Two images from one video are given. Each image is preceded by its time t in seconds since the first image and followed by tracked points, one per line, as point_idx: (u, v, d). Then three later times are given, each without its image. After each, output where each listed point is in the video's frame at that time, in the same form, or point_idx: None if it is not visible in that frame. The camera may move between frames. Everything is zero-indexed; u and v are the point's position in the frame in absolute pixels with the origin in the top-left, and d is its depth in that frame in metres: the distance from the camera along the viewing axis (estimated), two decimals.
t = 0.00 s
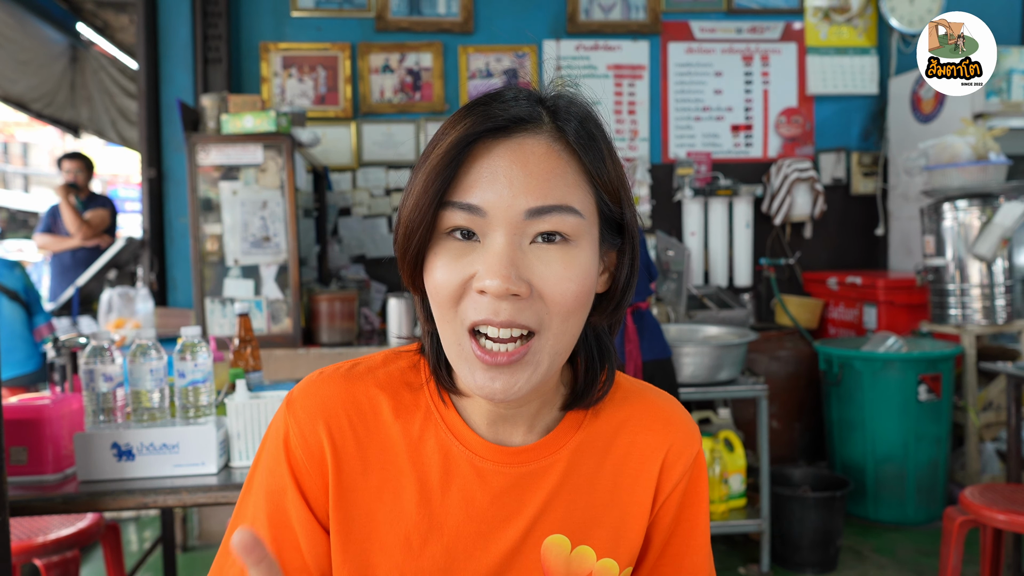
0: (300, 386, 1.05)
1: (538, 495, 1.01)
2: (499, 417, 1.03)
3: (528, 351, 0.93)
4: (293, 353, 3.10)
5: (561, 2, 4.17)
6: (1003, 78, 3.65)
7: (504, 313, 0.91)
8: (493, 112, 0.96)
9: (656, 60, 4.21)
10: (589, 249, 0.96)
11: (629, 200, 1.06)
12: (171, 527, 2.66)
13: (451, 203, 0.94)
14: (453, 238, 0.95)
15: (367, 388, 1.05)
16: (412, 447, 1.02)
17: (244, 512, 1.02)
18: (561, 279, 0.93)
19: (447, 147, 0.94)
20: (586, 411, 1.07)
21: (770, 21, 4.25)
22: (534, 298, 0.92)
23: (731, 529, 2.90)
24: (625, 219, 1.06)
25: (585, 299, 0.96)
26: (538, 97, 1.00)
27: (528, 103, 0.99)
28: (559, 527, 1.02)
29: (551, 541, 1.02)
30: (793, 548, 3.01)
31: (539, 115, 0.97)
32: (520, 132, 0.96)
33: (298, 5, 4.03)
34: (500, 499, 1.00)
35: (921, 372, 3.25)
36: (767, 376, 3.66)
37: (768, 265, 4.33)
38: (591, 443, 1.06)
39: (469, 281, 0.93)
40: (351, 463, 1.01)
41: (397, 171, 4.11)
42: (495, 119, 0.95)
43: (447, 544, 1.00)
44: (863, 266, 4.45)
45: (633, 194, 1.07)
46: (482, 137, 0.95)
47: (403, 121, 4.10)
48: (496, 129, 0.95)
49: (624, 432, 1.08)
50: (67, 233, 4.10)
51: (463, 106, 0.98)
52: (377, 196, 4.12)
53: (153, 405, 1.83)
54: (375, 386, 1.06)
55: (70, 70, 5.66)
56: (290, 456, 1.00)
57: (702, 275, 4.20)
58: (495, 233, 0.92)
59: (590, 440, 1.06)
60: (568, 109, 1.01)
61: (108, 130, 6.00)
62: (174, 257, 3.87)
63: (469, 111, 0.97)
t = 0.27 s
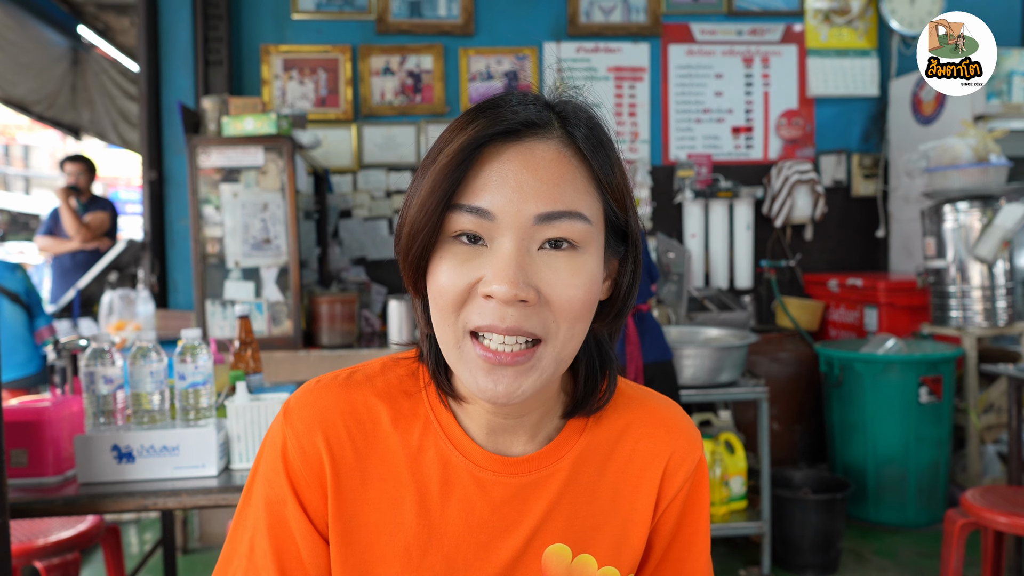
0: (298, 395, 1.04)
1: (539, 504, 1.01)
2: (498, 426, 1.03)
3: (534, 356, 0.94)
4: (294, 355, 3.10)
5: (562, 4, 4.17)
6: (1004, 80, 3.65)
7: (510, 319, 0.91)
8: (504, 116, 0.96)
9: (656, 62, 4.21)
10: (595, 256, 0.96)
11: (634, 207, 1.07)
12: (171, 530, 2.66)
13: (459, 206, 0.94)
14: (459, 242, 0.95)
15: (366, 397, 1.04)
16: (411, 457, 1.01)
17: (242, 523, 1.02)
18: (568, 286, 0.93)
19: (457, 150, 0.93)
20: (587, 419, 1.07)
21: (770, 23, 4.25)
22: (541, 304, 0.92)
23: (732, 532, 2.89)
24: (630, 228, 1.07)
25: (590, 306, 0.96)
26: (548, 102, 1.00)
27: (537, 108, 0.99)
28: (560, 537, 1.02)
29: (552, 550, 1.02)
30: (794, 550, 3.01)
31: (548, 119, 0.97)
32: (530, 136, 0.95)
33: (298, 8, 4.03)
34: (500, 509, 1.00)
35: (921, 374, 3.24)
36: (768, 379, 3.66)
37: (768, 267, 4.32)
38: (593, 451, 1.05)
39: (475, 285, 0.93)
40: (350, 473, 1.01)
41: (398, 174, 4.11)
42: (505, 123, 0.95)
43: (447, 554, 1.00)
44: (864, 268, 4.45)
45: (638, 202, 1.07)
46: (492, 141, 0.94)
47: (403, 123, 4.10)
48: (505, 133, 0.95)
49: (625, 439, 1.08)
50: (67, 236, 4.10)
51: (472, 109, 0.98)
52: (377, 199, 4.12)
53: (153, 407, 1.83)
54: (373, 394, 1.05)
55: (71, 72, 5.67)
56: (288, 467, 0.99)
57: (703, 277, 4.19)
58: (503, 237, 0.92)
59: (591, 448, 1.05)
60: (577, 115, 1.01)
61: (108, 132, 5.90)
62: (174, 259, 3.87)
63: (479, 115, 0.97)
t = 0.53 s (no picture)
0: (297, 394, 1.04)
1: (536, 501, 1.01)
2: (497, 423, 1.03)
3: (546, 346, 0.92)
4: (293, 357, 3.10)
5: (562, 6, 4.18)
6: (1003, 82, 3.64)
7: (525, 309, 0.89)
8: (521, 111, 0.96)
9: (657, 64, 4.22)
10: (603, 251, 0.97)
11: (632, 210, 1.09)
12: (170, 532, 2.65)
13: (475, 198, 0.93)
14: (472, 233, 0.94)
15: (363, 395, 1.04)
16: (409, 454, 1.01)
17: (237, 520, 1.02)
18: (580, 278, 0.93)
19: (477, 141, 0.93)
20: (584, 414, 1.07)
21: (770, 25, 4.26)
22: (554, 295, 0.92)
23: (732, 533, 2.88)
24: (630, 228, 1.08)
25: (597, 301, 0.97)
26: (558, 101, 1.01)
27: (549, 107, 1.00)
28: (558, 533, 1.02)
29: (550, 547, 1.02)
30: (795, 552, 3.01)
31: (562, 117, 0.98)
32: (545, 131, 0.96)
33: (299, 10, 4.04)
34: (498, 505, 1.00)
35: (922, 376, 3.24)
36: (768, 380, 3.65)
37: (768, 269, 4.32)
38: (590, 448, 1.05)
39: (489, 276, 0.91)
40: (348, 471, 1.01)
41: (398, 176, 4.11)
42: (523, 118, 0.95)
43: (445, 551, 1.00)
44: (864, 269, 4.45)
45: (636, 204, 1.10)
46: (511, 134, 0.94)
47: (403, 125, 4.10)
48: (523, 127, 0.95)
49: (623, 436, 1.08)
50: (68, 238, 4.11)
51: (487, 104, 0.98)
52: (378, 201, 4.12)
53: (154, 409, 1.83)
54: (372, 392, 1.05)
55: (72, 75, 5.68)
56: (284, 465, 0.99)
57: (703, 279, 4.20)
58: (518, 229, 0.92)
59: (589, 445, 1.05)
60: (585, 115, 1.02)
61: (110, 134, 5.93)
62: (174, 261, 3.87)
63: (495, 110, 0.97)
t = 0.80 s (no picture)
0: (298, 392, 1.04)
1: (534, 493, 1.01)
2: (496, 415, 1.03)
3: (559, 330, 0.92)
4: (294, 359, 3.10)
5: (563, 9, 4.18)
6: (1003, 85, 3.62)
7: (543, 293, 0.90)
8: (523, 104, 0.96)
9: (657, 67, 4.22)
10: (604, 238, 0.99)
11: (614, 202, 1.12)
12: (170, 534, 2.65)
13: (487, 188, 0.92)
14: (483, 223, 0.93)
15: (362, 392, 1.05)
16: (407, 449, 1.01)
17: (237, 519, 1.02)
18: (590, 263, 0.94)
19: (487, 132, 0.92)
20: (581, 407, 1.07)
21: (771, 28, 4.26)
22: (567, 280, 0.92)
23: (732, 536, 2.88)
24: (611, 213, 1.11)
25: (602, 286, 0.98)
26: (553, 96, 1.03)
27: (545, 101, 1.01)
28: (556, 526, 1.02)
29: (547, 540, 1.02)
30: (795, 554, 3.01)
31: (560, 110, 0.99)
32: (548, 122, 0.97)
33: (300, 12, 4.04)
34: (496, 498, 1.00)
35: (922, 379, 3.24)
36: (769, 382, 3.66)
37: (769, 271, 4.31)
38: (587, 441, 1.05)
39: (507, 263, 0.91)
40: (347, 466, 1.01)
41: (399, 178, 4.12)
42: (526, 110, 0.96)
43: (445, 544, 0.99)
44: (864, 272, 4.45)
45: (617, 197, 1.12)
46: (519, 125, 0.94)
47: (404, 127, 4.11)
48: (528, 119, 0.95)
49: (619, 429, 1.07)
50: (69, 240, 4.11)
51: (487, 98, 0.98)
52: (378, 203, 4.11)
53: (155, 411, 1.82)
54: (371, 389, 1.05)
55: (73, 76, 5.69)
56: (284, 461, 0.99)
57: (703, 281, 4.20)
58: (530, 216, 0.92)
59: (586, 438, 1.05)
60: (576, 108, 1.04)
61: (111, 136, 5.96)
62: (175, 263, 3.87)
63: (498, 104, 0.96)
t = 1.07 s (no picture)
0: (300, 395, 1.04)
1: (534, 489, 1.01)
2: (494, 413, 1.03)
3: (553, 340, 0.93)
4: (295, 361, 3.11)
5: (563, 11, 4.19)
6: (1004, 87, 3.65)
7: (533, 307, 0.90)
8: (515, 114, 0.95)
9: (658, 68, 4.23)
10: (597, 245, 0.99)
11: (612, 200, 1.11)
12: (171, 536, 2.65)
13: (478, 201, 0.92)
14: (476, 236, 0.93)
15: (363, 392, 1.05)
16: (408, 448, 1.01)
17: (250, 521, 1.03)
18: (583, 274, 0.94)
19: (478, 146, 0.91)
20: (579, 402, 1.06)
21: (771, 30, 4.27)
22: (559, 292, 0.93)
23: (733, 538, 2.88)
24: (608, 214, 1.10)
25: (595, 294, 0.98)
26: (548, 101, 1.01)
27: (540, 107, 0.99)
28: (556, 521, 1.02)
29: (548, 535, 1.02)
30: (796, 556, 3.01)
31: (553, 119, 0.98)
32: (541, 133, 0.95)
33: (301, 14, 4.05)
34: (496, 495, 1.00)
35: (923, 381, 3.23)
36: (769, 384, 3.66)
37: (769, 273, 4.32)
38: (586, 436, 1.05)
39: (498, 276, 0.91)
40: (351, 465, 1.01)
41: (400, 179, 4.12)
42: (518, 121, 0.94)
43: (447, 543, 0.99)
44: (865, 273, 4.45)
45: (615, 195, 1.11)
46: (511, 139, 0.93)
47: (405, 129, 4.11)
48: (521, 132, 0.94)
49: (618, 425, 1.07)
50: (70, 241, 4.12)
51: (478, 106, 0.96)
52: (379, 204, 4.12)
53: (156, 412, 1.83)
54: (371, 389, 1.06)
55: (74, 78, 5.69)
56: (289, 462, 1.00)
57: (703, 283, 4.21)
58: (522, 231, 0.92)
59: (584, 433, 1.05)
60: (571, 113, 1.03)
61: (111, 137, 5.97)
62: (176, 264, 3.88)
63: (489, 113, 0.95)
